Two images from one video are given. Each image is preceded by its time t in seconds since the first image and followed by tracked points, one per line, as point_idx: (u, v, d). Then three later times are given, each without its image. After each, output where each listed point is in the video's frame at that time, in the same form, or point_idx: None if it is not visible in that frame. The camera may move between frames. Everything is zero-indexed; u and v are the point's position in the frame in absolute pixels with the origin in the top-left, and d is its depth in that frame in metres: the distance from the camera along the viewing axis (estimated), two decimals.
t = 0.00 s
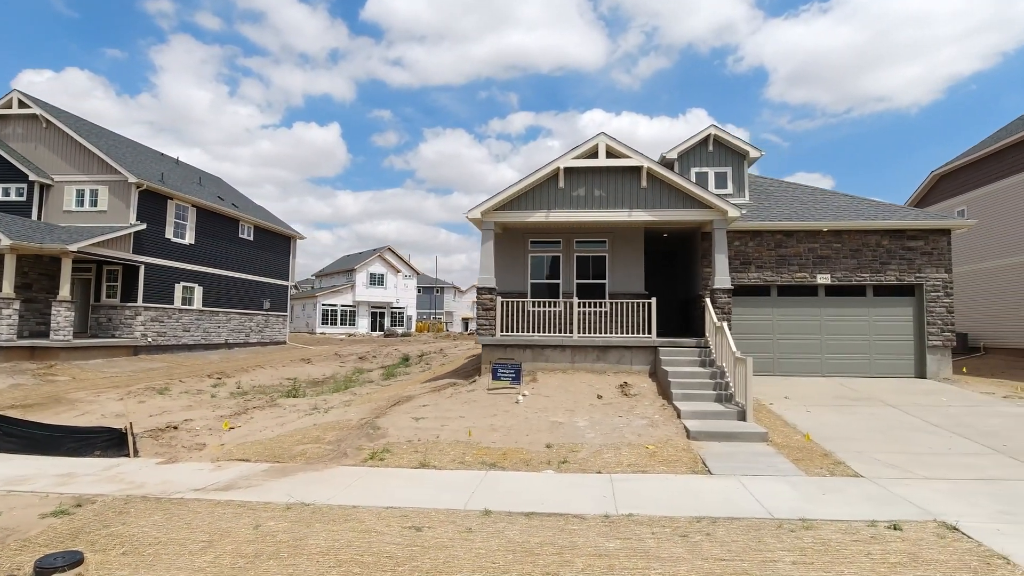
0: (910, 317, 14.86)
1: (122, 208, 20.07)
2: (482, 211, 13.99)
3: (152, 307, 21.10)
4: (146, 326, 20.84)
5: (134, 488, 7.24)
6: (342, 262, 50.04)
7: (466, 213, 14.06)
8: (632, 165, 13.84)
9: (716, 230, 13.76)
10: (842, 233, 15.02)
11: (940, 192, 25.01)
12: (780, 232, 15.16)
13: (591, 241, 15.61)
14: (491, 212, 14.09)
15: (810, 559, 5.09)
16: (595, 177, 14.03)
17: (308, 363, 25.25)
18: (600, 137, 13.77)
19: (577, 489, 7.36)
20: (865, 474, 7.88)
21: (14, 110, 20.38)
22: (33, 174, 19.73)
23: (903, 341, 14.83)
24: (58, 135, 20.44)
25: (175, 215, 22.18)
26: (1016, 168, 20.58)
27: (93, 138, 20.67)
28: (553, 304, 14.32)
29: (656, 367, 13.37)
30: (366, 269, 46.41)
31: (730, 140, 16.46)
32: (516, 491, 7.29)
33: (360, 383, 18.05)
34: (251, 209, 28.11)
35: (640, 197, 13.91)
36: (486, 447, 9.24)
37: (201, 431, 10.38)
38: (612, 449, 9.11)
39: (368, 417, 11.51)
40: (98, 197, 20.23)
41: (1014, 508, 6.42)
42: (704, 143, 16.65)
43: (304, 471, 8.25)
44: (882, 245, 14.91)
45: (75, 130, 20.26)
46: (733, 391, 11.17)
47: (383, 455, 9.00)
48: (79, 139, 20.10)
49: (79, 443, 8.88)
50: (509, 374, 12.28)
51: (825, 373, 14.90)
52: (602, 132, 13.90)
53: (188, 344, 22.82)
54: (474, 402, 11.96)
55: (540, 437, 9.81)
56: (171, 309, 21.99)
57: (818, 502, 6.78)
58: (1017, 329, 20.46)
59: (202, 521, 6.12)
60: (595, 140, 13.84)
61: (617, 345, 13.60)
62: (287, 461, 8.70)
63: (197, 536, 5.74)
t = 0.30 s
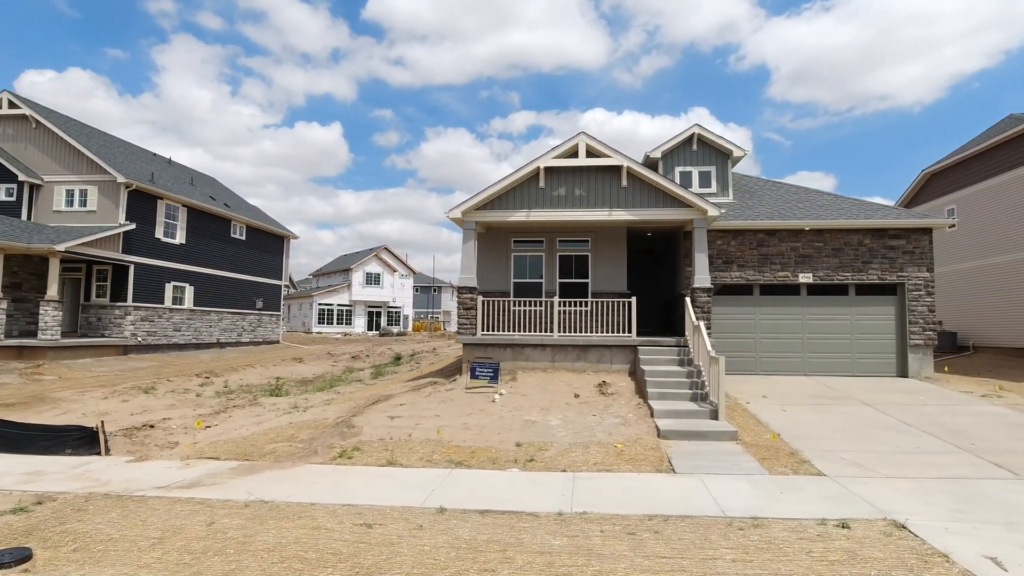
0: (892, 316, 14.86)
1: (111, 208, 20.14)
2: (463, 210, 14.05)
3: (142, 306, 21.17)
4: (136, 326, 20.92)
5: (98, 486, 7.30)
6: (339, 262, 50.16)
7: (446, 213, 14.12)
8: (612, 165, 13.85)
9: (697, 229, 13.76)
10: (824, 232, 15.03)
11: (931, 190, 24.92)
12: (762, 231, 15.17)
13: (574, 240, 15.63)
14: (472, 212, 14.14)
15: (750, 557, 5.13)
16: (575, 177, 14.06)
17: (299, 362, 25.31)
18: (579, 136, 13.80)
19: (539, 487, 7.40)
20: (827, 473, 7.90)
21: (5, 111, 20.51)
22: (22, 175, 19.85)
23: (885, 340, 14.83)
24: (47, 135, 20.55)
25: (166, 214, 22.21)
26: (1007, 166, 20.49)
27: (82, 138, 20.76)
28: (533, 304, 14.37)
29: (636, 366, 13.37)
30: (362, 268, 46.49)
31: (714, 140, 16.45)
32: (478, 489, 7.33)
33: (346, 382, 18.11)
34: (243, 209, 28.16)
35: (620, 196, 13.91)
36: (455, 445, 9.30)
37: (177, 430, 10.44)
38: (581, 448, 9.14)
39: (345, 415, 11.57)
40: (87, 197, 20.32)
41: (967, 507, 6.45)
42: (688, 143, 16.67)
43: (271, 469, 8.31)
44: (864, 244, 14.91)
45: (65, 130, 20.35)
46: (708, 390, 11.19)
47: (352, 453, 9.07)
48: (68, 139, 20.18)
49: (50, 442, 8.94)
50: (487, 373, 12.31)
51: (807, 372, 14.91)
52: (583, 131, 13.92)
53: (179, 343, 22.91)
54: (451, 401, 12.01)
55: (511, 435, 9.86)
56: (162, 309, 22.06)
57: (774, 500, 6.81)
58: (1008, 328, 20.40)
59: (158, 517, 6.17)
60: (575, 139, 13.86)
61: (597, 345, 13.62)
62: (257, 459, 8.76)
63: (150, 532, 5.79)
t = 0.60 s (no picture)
0: (875, 315, 14.85)
1: (101, 209, 20.24)
2: (444, 210, 14.11)
3: (133, 306, 21.30)
4: (127, 326, 21.04)
5: (63, 484, 7.38)
6: (336, 262, 50.28)
7: (428, 213, 14.19)
8: (592, 165, 13.88)
9: (677, 229, 13.78)
10: (807, 231, 15.03)
11: (923, 189, 24.86)
12: (744, 231, 15.18)
13: (557, 239, 15.68)
14: (453, 212, 14.20)
15: (691, 554, 5.17)
16: (555, 176, 14.10)
17: (292, 362, 25.40)
18: (560, 136, 13.84)
19: (500, 485, 7.45)
20: (790, 471, 7.93)
21: None
22: (13, 176, 19.99)
23: (867, 339, 14.82)
24: (38, 136, 20.68)
25: (157, 215, 22.31)
26: (997, 164, 20.43)
27: (73, 139, 20.88)
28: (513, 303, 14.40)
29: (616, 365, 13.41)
30: (359, 268, 46.59)
31: (698, 139, 16.47)
32: (440, 487, 7.39)
33: (333, 382, 18.18)
34: (236, 209, 28.26)
35: (601, 196, 13.94)
36: (426, 445, 9.36)
37: (153, 429, 10.52)
38: (550, 447, 9.20)
39: (322, 415, 11.65)
40: (78, 198, 20.43)
41: (920, 506, 6.48)
42: (672, 142, 16.69)
43: (240, 467, 8.39)
44: (846, 243, 14.91)
45: (55, 131, 20.48)
46: (683, 389, 11.22)
47: (323, 452, 9.14)
48: (58, 140, 20.31)
49: (24, 441, 9.03)
50: (466, 372, 12.36)
51: (790, 371, 14.90)
52: (563, 131, 13.95)
53: (171, 343, 23.04)
54: (429, 400, 12.06)
55: (483, 435, 9.92)
56: (153, 309, 22.18)
57: (731, 499, 6.85)
58: (997, 326, 20.35)
59: (116, 515, 6.25)
60: (555, 139, 13.90)
61: (578, 344, 13.66)
62: (227, 458, 8.84)
63: (105, 529, 5.86)
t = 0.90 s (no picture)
0: (857, 314, 14.85)
1: (90, 210, 20.33)
2: (426, 210, 14.16)
3: (123, 307, 21.39)
4: (117, 327, 21.14)
5: (31, 483, 7.46)
6: (334, 262, 50.37)
7: (409, 213, 14.25)
8: (573, 165, 13.92)
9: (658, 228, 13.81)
10: (789, 230, 15.04)
11: (913, 188, 24.86)
12: (727, 230, 15.17)
13: (541, 239, 15.71)
14: (435, 212, 14.25)
15: (636, 551, 5.21)
16: (537, 176, 14.14)
17: (284, 362, 25.47)
18: (540, 136, 13.88)
19: (464, 484, 7.49)
20: (755, 470, 7.95)
21: None
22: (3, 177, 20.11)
23: (850, 338, 14.83)
24: (28, 138, 20.80)
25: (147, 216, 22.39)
26: (985, 162, 20.42)
27: (62, 140, 20.99)
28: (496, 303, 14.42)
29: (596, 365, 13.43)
30: (356, 268, 46.65)
31: (682, 138, 16.49)
32: (403, 486, 7.43)
33: (320, 381, 18.24)
34: (229, 209, 28.36)
35: (582, 195, 13.97)
36: (398, 444, 9.41)
37: (130, 429, 10.59)
38: (521, 446, 9.23)
39: (300, 414, 11.71)
40: (68, 199, 20.54)
41: (877, 504, 6.50)
42: (657, 142, 16.72)
43: (210, 466, 8.45)
44: (828, 242, 14.92)
45: (44, 132, 20.59)
46: (659, 389, 11.24)
47: (295, 451, 9.20)
48: (47, 141, 20.43)
49: None
50: (444, 372, 12.36)
51: (773, 370, 14.91)
52: (544, 131, 13.97)
53: (162, 343, 23.14)
54: (407, 400, 12.11)
55: (456, 434, 9.98)
56: (144, 309, 22.28)
57: (689, 497, 6.89)
58: (987, 325, 20.31)
59: (75, 513, 6.31)
60: (537, 139, 13.93)
61: (559, 343, 13.68)
62: (199, 457, 8.91)
63: (62, 527, 5.92)
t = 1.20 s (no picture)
0: (837, 314, 14.87)
1: (79, 211, 20.44)
2: (406, 211, 14.22)
3: (112, 307, 21.49)
4: (106, 327, 21.23)
5: None
6: (329, 263, 50.48)
7: (389, 214, 14.32)
8: (552, 166, 13.96)
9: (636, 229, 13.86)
10: (769, 231, 15.07)
11: (901, 188, 24.86)
12: (708, 230, 15.20)
13: (522, 239, 15.75)
14: (415, 213, 14.31)
15: (577, 549, 5.26)
16: (516, 177, 14.19)
17: (274, 363, 25.53)
18: (519, 137, 13.92)
19: (424, 484, 7.54)
20: (715, 470, 7.99)
21: None
22: None
23: (830, 338, 14.85)
24: (18, 140, 20.94)
25: (137, 217, 22.48)
26: (972, 162, 20.39)
27: (51, 142, 21.11)
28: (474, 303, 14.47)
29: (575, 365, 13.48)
30: (351, 269, 46.76)
31: (664, 138, 16.52)
32: (363, 485, 7.50)
33: (305, 381, 18.32)
34: (221, 210, 28.46)
35: (560, 196, 14.02)
36: (367, 444, 9.48)
37: (104, 429, 10.65)
38: (489, 446, 9.28)
39: (276, 414, 11.77)
40: (57, 200, 20.64)
41: (828, 503, 6.55)
42: (639, 142, 16.75)
43: (176, 466, 8.52)
44: (808, 242, 14.94)
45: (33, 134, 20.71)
46: (632, 389, 11.28)
47: (264, 451, 9.27)
48: (36, 143, 20.54)
49: None
50: (421, 372, 12.41)
51: (753, 370, 14.94)
52: (523, 132, 14.03)
53: (152, 344, 23.23)
54: (383, 400, 12.18)
55: (426, 434, 10.05)
56: (133, 310, 22.38)
57: (644, 497, 6.94)
58: (975, 326, 20.28)
59: (31, 512, 6.38)
60: (516, 140, 13.98)
61: (537, 344, 13.72)
62: (168, 456, 8.99)
63: (15, 525, 5.99)
